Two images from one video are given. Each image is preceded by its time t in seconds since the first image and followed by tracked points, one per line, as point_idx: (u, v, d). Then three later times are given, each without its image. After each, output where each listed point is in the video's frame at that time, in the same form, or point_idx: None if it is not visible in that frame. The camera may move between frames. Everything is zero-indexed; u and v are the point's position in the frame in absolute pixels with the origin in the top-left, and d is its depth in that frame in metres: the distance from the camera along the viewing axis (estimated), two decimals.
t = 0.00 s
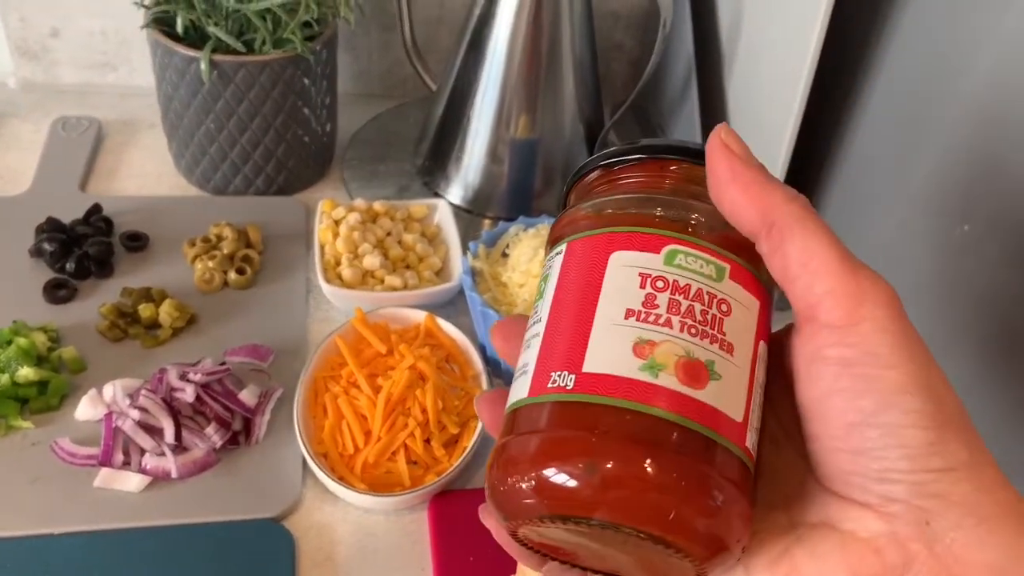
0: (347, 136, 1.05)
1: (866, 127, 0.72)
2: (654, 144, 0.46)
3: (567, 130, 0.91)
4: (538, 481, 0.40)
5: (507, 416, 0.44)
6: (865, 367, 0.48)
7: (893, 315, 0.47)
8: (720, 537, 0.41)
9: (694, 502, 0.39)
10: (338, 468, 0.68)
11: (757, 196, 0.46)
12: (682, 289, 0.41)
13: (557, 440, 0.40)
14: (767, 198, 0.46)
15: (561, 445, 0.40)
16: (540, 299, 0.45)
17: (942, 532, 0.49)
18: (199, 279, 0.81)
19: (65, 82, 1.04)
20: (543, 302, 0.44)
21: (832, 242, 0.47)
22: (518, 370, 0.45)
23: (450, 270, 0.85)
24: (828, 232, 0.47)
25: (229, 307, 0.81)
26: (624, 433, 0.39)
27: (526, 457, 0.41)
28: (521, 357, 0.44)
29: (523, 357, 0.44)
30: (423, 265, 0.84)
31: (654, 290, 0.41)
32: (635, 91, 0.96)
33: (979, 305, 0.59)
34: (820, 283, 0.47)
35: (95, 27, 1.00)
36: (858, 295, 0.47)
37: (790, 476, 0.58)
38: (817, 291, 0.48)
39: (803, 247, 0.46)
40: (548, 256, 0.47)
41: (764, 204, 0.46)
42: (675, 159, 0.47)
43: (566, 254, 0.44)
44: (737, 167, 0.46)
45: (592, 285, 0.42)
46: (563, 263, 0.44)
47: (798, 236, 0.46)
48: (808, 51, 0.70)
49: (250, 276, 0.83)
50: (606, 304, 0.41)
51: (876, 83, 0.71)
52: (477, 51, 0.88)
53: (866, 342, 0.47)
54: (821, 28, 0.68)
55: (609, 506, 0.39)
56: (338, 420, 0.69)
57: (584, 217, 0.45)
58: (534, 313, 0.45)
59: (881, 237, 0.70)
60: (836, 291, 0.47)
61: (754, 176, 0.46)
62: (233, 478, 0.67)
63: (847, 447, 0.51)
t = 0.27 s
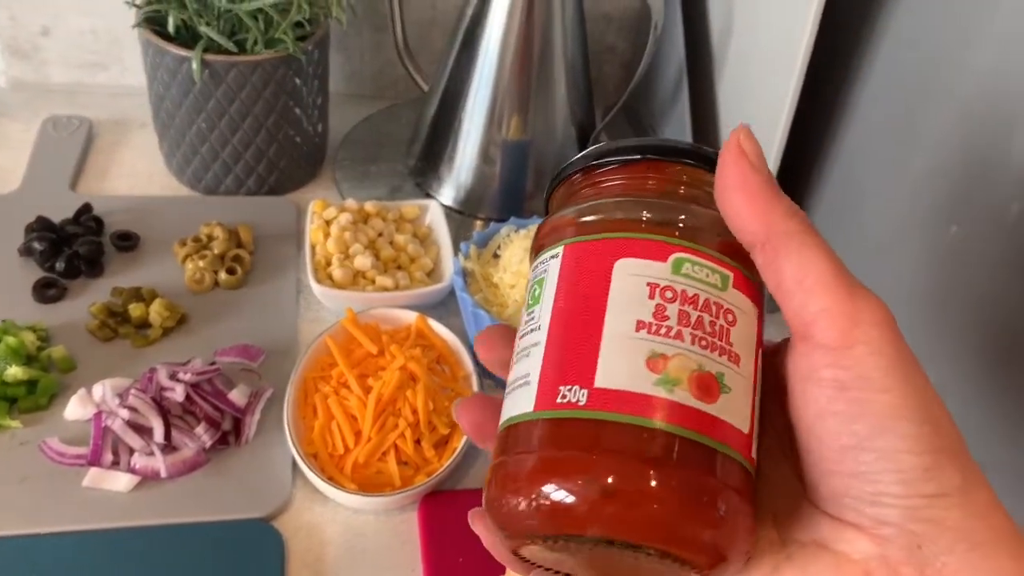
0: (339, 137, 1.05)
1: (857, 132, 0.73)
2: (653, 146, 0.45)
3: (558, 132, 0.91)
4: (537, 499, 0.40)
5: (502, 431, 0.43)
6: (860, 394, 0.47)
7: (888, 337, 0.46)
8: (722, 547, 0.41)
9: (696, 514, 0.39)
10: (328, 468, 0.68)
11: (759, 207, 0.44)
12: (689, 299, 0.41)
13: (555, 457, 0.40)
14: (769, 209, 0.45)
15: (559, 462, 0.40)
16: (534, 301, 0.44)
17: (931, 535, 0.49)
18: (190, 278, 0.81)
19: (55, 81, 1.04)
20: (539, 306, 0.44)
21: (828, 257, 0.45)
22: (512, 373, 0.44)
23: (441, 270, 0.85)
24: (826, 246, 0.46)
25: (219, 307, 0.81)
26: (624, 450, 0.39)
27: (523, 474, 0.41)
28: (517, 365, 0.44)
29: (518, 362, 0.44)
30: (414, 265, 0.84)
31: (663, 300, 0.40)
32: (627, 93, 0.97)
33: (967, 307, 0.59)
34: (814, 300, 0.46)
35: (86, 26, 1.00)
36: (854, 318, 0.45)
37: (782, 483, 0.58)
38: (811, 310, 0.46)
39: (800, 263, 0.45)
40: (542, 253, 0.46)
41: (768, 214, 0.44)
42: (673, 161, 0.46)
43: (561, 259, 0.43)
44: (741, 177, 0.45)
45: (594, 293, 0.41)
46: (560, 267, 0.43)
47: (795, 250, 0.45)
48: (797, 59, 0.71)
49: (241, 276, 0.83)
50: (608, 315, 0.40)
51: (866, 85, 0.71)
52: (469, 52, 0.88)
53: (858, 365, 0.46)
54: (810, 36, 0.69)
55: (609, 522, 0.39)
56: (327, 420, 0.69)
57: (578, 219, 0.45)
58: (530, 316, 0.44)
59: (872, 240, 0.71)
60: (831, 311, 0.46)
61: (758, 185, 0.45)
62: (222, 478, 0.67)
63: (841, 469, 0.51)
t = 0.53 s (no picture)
0: (333, 138, 1.05)
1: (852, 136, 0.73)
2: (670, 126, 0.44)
3: (553, 135, 0.91)
4: (544, 484, 0.40)
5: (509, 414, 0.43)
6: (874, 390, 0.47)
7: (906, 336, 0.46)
8: (728, 537, 0.40)
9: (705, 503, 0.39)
10: (321, 472, 0.67)
11: (783, 195, 0.44)
12: (711, 286, 0.41)
13: (565, 439, 0.40)
14: (792, 199, 0.44)
15: (568, 445, 0.39)
16: (546, 282, 0.44)
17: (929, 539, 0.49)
18: (182, 280, 0.80)
19: (46, 81, 1.04)
20: (553, 286, 0.43)
21: (847, 250, 0.46)
22: (522, 355, 0.44)
23: (435, 273, 0.85)
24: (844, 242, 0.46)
25: (211, 309, 0.81)
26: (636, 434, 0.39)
27: (531, 458, 0.40)
28: (527, 348, 0.43)
29: (528, 343, 0.43)
30: (408, 268, 0.83)
31: (685, 286, 0.40)
32: (622, 96, 0.96)
33: (964, 314, 0.59)
34: (832, 296, 0.46)
35: (78, 25, 0.99)
36: (872, 314, 0.46)
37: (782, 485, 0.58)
38: (828, 305, 0.47)
39: (820, 257, 0.45)
40: (555, 234, 0.46)
41: (791, 204, 0.44)
42: (690, 144, 0.45)
43: (579, 239, 0.43)
44: (766, 163, 0.45)
45: (614, 275, 0.41)
46: (578, 246, 0.43)
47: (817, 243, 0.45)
48: (791, 66, 0.71)
49: (233, 278, 0.82)
50: (627, 298, 0.40)
51: (861, 90, 0.71)
52: (464, 55, 0.88)
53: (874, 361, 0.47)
54: (804, 43, 0.69)
55: (618, 507, 0.39)
56: (320, 423, 0.69)
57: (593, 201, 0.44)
58: (542, 296, 0.44)
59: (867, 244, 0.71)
60: (849, 307, 0.46)
61: (784, 173, 0.45)
62: (214, 482, 0.67)
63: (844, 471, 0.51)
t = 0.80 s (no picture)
0: (329, 141, 1.04)
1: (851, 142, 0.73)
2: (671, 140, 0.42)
3: (551, 138, 0.90)
4: (529, 516, 0.41)
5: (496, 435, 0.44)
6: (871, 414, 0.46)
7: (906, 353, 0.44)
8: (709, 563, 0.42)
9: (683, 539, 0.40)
10: (317, 478, 0.67)
11: (759, 213, 0.43)
12: (676, 319, 0.39)
13: (546, 475, 0.40)
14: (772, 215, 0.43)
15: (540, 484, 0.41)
16: (530, 302, 0.44)
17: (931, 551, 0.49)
18: (178, 284, 0.80)
19: (42, 82, 1.03)
20: (533, 310, 0.43)
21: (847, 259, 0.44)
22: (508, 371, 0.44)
23: (433, 277, 0.84)
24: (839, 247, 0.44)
25: (207, 313, 0.80)
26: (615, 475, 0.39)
27: (516, 489, 0.42)
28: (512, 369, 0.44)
29: (513, 362, 0.44)
30: (406, 272, 0.83)
31: (647, 321, 0.39)
32: (620, 99, 0.96)
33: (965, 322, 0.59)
34: (831, 308, 0.44)
35: (74, 26, 0.98)
36: (869, 333, 0.44)
37: (782, 494, 0.58)
38: (826, 320, 0.45)
39: (814, 266, 0.44)
40: (545, 246, 0.45)
41: (767, 215, 0.43)
42: (676, 156, 0.43)
43: (555, 262, 0.43)
44: (738, 179, 0.42)
45: (579, 311, 0.41)
46: (554, 270, 0.43)
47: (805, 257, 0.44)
48: (790, 72, 0.71)
49: (230, 281, 0.82)
50: (596, 333, 0.40)
51: (861, 97, 0.71)
52: (462, 58, 0.87)
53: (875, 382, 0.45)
54: (804, 48, 0.69)
55: (599, 543, 0.40)
56: (317, 429, 0.68)
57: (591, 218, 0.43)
58: (525, 316, 0.44)
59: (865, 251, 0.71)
60: (847, 323, 0.44)
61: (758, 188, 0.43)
62: (210, 488, 0.66)
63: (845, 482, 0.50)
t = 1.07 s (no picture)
0: (330, 141, 1.04)
1: (853, 146, 0.73)
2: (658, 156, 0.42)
3: (553, 140, 0.90)
4: (523, 532, 0.43)
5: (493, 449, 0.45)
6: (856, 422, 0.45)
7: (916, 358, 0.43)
8: None
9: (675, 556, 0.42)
10: (319, 480, 0.66)
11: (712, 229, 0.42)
12: (638, 341, 0.40)
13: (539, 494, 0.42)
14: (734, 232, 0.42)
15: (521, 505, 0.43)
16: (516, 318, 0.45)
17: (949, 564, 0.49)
18: (178, 284, 0.80)
19: (41, 80, 1.02)
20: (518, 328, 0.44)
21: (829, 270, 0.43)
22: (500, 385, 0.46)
23: (435, 279, 0.84)
24: (806, 261, 0.43)
25: (208, 314, 0.80)
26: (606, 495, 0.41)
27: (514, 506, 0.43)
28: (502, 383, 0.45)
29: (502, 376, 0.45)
30: (408, 273, 0.83)
31: (609, 345, 0.40)
32: (622, 101, 0.96)
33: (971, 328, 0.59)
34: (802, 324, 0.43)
35: (74, 25, 0.98)
36: (834, 346, 0.42)
37: (786, 499, 0.58)
38: (793, 335, 0.43)
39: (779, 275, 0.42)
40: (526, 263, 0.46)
41: (722, 231, 0.42)
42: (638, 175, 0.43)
43: (530, 281, 0.44)
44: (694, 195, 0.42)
45: (549, 336, 0.42)
46: (533, 291, 0.43)
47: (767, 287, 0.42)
48: (795, 74, 0.70)
49: (230, 282, 0.81)
50: (569, 358, 0.41)
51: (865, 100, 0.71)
52: (464, 58, 0.87)
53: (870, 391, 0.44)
54: (809, 49, 0.68)
55: (591, 561, 0.42)
56: (319, 431, 0.68)
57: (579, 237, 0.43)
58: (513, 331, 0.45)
59: (865, 254, 0.70)
60: (813, 337, 0.43)
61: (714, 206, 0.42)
62: (211, 491, 0.66)
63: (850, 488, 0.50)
